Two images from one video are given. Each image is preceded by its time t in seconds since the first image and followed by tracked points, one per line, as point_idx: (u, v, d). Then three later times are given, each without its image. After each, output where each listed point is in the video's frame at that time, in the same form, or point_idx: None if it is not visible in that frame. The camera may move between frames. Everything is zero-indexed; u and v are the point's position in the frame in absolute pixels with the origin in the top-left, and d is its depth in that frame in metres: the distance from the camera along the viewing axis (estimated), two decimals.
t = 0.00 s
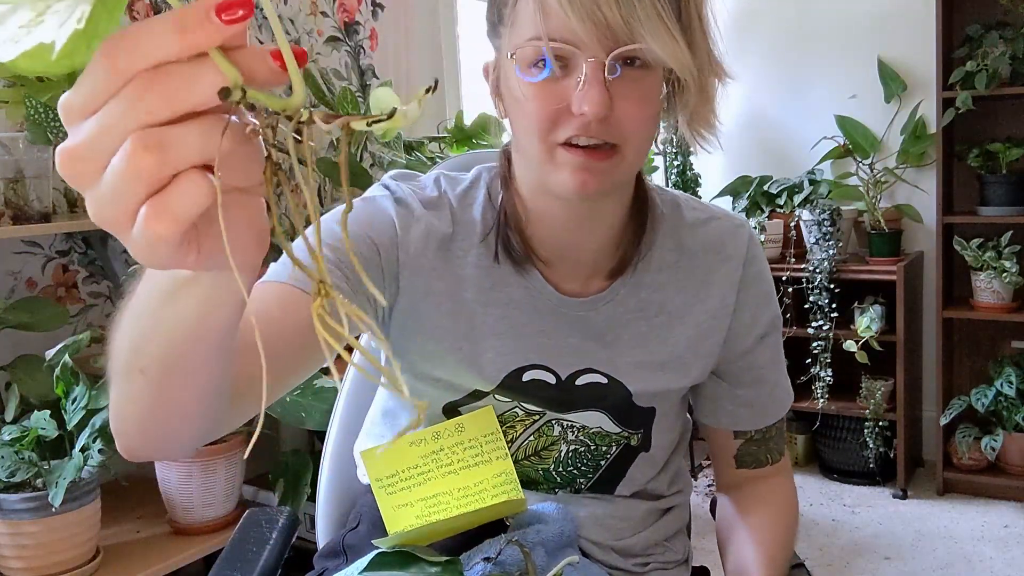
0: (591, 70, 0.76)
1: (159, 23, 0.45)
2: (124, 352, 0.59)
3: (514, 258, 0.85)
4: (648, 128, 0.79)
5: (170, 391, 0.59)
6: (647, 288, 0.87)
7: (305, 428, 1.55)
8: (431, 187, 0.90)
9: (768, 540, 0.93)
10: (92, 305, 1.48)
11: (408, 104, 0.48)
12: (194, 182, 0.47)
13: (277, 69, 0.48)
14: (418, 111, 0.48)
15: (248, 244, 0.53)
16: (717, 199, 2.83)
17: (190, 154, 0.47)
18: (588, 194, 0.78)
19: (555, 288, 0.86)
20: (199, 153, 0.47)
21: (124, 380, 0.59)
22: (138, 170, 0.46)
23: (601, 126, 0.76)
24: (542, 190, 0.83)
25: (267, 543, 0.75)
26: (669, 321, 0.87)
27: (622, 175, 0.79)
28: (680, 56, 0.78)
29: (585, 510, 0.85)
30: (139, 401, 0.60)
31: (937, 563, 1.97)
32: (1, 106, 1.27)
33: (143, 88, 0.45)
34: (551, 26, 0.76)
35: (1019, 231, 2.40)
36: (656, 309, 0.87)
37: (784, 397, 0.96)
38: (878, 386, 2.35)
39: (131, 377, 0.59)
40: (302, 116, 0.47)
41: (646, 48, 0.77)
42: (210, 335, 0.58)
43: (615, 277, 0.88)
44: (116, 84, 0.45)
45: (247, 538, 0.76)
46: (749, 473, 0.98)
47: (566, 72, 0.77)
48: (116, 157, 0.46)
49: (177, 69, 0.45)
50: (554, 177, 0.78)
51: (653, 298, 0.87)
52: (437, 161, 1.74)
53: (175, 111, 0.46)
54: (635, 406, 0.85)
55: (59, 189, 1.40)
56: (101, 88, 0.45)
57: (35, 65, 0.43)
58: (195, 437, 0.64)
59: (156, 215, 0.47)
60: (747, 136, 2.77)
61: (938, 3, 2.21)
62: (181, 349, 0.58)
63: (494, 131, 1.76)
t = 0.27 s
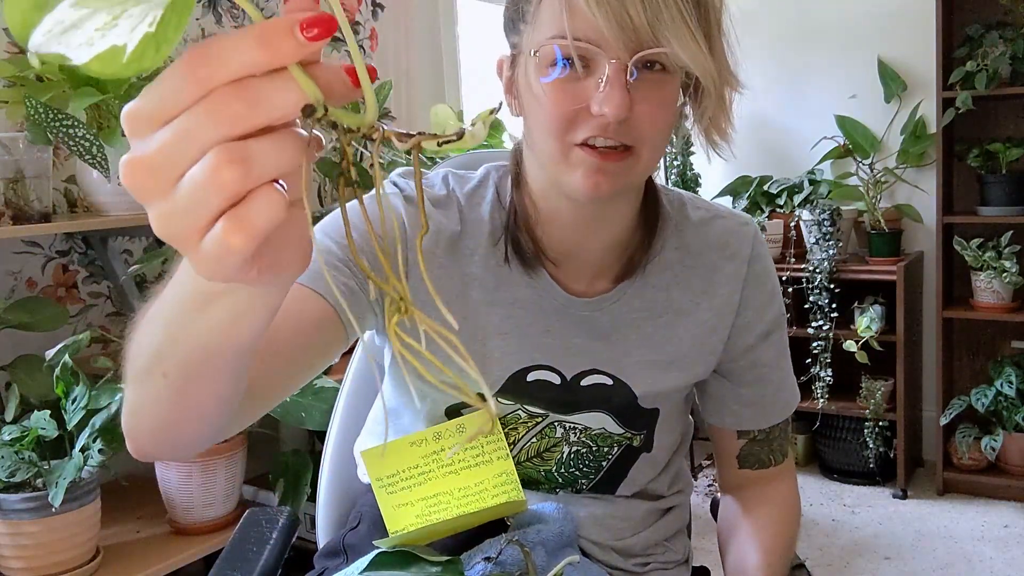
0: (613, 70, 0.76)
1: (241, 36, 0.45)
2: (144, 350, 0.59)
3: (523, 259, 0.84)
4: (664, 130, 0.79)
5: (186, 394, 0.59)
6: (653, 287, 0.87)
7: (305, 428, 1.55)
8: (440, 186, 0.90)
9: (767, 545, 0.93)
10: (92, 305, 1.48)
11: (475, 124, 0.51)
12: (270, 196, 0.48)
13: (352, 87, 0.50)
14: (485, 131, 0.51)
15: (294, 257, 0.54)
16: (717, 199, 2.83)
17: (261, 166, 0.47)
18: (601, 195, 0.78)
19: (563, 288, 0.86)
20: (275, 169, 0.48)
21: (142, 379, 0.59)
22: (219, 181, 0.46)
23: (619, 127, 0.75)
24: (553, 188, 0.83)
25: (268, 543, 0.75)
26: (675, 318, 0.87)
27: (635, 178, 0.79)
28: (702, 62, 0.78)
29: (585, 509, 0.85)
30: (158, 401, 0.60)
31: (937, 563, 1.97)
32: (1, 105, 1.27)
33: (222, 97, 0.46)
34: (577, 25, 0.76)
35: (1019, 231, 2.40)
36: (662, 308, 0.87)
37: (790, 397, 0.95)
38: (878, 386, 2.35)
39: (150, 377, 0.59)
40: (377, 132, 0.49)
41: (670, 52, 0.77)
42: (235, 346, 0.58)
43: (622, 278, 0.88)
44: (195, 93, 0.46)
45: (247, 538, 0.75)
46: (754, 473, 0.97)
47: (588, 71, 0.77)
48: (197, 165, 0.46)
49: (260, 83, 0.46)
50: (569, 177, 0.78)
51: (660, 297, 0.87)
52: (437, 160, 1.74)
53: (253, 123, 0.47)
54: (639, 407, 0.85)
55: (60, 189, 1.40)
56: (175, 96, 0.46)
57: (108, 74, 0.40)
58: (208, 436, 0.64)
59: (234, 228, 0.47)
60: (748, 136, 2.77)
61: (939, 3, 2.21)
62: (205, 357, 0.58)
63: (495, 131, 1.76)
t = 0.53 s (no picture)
0: (614, 71, 0.76)
1: (246, 137, 0.43)
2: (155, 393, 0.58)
3: (530, 257, 0.84)
4: (665, 131, 0.79)
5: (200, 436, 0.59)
6: (658, 285, 0.87)
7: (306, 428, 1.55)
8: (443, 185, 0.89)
9: (766, 546, 0.93)
10: (92, 305, 1.48)
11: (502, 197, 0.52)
12: (285, 297, 0.46)
13: (364, 169, 0.47)
14: (512, 201, 0.52)
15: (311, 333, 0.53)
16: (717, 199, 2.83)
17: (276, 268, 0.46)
18: (604, 195, 0.78)
19: (570, 287, 0.86)
20: (290, 267, 0.46)
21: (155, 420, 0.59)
22: (233, 288, 0.45)
23: (621, 129, 0.75)
24: (558, 189, 0.83)
25: (268, 543, 0.75)
26: (681, 314, 0.87)
27: (637, 178, 0.79)
28: (704, 61, 0.78)
29: (586, 509, 0.85)
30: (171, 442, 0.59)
31: (937, 563, 1.97)
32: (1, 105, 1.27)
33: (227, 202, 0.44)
34: (577, 26, 0.76)
35: (1018, 231, 2.40)
36: (666, 304, 0.87)
37: (795, 389, 0.95)
38: (878, 386, 2.35)
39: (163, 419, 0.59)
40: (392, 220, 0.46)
41: (671, 52, 0.77)
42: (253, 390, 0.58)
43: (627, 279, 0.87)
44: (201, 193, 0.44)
45: (247, 538, 0.75)
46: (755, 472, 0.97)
47: (590, 72, 0.77)
48: (207, 273, 0.45)
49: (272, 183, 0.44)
50: (572, 178, 0.78)
51: (665, 294, 0.87)
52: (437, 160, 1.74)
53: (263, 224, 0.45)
54: (643, 407, 0.85)
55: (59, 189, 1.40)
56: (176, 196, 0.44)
57: (126, 168, 0.41)
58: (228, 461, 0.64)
59: (250, 334, 0.46)
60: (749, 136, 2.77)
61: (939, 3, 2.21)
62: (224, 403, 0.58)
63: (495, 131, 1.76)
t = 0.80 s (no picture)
0: (606, 72, 0.75)
1: (269, 148, 0.44)
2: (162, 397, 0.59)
3: (528, 256, 0.85)
4: (659, 131, 0.78)
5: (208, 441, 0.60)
6: (657, 284, 0.87)
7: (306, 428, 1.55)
8: (443, 186, 0.89)
9: (766, 546, 0.93)
10: (91, 305, 1.49)
11: (520, 199, 0.48)
12: (306, 307, 0.49)
13: (383, 178, 0.47)
14: (530, 204, 0.48)
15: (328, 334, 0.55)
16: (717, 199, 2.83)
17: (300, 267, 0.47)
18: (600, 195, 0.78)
19: (569, 287, 0.86)
20: (313, 277, 0.48)
21: (161, 424, 0.59)
22: (255, 297, 0.47)
23: (613, 129, 0.74)
24: (555, 191, 0.82)
25: (268, 543, 0.75)
26: (681, 313, 0.87)
27: (632, 178, 0.78)
28: (696, 62, 0.79)
29: (586, 510, 0.85)
30: (177, 445, 0.60)
31: (937, 563, 1.97)
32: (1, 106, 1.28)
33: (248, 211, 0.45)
34: (570, 27, 0.77)
35: (1019, 231, 2.40)
36: (666, 302, 0.87)
37: (795, 385, 0.95)
38: (878, 386, 2.36)
39: (170, 425, 0.59)
40: (412, 227, 0.46)
41: (663, 52, 0.77)
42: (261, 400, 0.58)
43: (626, 277, 0.88)
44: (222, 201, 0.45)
45: (247, 537, 0.75)
46: (753, 472, 0.98)
47: (583, 73, 0.77)
48: (232, 274, 0.46)
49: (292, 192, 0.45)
50: (566, 178, 0.78)
51: (665, 293, 0.87)
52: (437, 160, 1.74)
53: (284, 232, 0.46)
54: (643, 406, 0.85)
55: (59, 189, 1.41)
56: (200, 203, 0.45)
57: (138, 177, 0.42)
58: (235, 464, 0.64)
59: (270, 344, 0.49)
60: (749, 135, 2.77)
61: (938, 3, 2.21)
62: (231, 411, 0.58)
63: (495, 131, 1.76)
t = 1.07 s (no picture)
0: (600, 69, 0.76)
1: (369, 278, 0.41)
2: (179, 426, 0.55)
3: (527, 257, 0.85)
4: (655, 128, 0.78)
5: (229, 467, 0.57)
6: (656, 283, 0.87)
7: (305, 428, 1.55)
8: (442, 188, 0.89)
9: (766, 547, 0.93)
10: (91, 305, 1.48)
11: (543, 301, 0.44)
12: (389, 425, 0.44)
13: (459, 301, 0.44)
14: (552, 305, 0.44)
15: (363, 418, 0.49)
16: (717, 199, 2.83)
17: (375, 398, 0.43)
18: (595, 192, 0.78)
19: (569, 289, 0.86)
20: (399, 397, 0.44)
21: (181, 450, 0.57)
22: (345, 417, 0.43)
23: (608, 125, 0.75)
24: (553, 191, 0.82)
25: (268, 543, 0.75)
26: (680, 311, 0.87)
27: (628, 175, 0.79)
28: (690, 58, 0.78)
29: (586, 509, 0.85)
30: (197, 470, 0.57)
31: (938, 563, 1.97)
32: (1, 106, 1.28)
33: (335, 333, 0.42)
34: (562, 25, 0.77)
35: (1019, 231, 2.40)
36: (665, 300, 0.87)
37: (795, 383, 0.95)
38: (878, 387, 2.36)
39: (189, 451, 0.56)
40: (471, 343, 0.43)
41: (656, 48, 0.76)
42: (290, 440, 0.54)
43: (625, 277, 0.88)
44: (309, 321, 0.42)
45: (247, 538, 0.75)
46: (754, 472, 0.97)
47: (577, 70, 0.77)
48: (310, 402, 0.43)
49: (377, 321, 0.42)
50: (562, 176, 0.78)
51: (664, 292, 0.87)
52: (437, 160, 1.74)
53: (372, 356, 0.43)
54: (643, 406, 0.85)
55: (59, 189, 1.41)
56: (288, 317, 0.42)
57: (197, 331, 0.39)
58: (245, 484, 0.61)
59: (349, 460, 0.43)
60: (749, 136, 2.77)
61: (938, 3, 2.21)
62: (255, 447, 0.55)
63: (495, 131, 1.76)
